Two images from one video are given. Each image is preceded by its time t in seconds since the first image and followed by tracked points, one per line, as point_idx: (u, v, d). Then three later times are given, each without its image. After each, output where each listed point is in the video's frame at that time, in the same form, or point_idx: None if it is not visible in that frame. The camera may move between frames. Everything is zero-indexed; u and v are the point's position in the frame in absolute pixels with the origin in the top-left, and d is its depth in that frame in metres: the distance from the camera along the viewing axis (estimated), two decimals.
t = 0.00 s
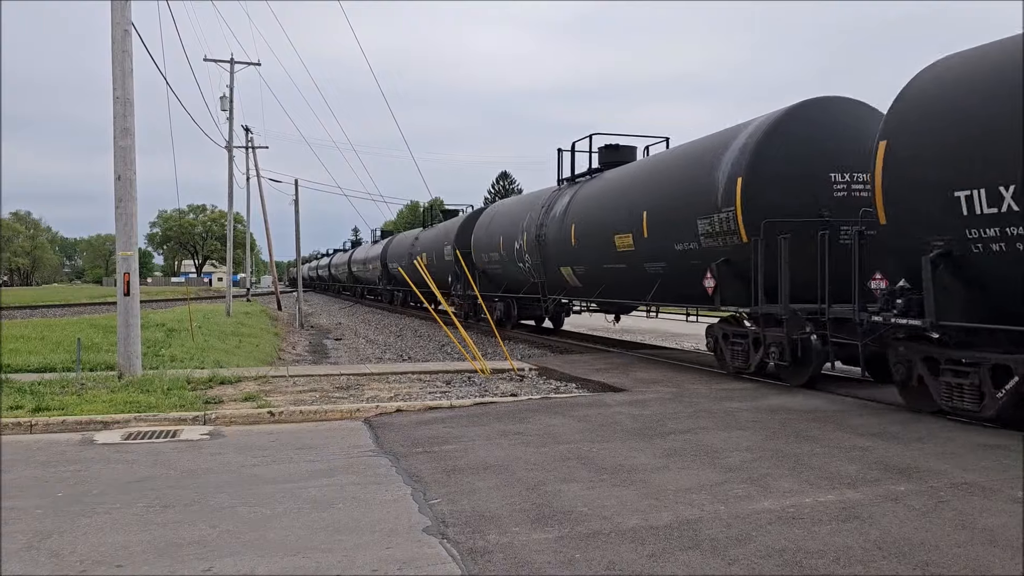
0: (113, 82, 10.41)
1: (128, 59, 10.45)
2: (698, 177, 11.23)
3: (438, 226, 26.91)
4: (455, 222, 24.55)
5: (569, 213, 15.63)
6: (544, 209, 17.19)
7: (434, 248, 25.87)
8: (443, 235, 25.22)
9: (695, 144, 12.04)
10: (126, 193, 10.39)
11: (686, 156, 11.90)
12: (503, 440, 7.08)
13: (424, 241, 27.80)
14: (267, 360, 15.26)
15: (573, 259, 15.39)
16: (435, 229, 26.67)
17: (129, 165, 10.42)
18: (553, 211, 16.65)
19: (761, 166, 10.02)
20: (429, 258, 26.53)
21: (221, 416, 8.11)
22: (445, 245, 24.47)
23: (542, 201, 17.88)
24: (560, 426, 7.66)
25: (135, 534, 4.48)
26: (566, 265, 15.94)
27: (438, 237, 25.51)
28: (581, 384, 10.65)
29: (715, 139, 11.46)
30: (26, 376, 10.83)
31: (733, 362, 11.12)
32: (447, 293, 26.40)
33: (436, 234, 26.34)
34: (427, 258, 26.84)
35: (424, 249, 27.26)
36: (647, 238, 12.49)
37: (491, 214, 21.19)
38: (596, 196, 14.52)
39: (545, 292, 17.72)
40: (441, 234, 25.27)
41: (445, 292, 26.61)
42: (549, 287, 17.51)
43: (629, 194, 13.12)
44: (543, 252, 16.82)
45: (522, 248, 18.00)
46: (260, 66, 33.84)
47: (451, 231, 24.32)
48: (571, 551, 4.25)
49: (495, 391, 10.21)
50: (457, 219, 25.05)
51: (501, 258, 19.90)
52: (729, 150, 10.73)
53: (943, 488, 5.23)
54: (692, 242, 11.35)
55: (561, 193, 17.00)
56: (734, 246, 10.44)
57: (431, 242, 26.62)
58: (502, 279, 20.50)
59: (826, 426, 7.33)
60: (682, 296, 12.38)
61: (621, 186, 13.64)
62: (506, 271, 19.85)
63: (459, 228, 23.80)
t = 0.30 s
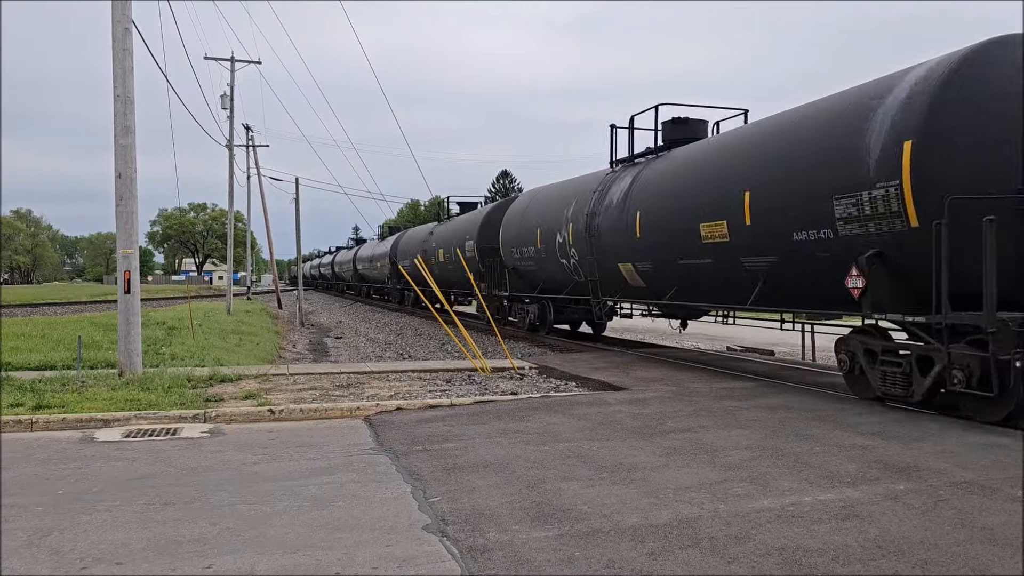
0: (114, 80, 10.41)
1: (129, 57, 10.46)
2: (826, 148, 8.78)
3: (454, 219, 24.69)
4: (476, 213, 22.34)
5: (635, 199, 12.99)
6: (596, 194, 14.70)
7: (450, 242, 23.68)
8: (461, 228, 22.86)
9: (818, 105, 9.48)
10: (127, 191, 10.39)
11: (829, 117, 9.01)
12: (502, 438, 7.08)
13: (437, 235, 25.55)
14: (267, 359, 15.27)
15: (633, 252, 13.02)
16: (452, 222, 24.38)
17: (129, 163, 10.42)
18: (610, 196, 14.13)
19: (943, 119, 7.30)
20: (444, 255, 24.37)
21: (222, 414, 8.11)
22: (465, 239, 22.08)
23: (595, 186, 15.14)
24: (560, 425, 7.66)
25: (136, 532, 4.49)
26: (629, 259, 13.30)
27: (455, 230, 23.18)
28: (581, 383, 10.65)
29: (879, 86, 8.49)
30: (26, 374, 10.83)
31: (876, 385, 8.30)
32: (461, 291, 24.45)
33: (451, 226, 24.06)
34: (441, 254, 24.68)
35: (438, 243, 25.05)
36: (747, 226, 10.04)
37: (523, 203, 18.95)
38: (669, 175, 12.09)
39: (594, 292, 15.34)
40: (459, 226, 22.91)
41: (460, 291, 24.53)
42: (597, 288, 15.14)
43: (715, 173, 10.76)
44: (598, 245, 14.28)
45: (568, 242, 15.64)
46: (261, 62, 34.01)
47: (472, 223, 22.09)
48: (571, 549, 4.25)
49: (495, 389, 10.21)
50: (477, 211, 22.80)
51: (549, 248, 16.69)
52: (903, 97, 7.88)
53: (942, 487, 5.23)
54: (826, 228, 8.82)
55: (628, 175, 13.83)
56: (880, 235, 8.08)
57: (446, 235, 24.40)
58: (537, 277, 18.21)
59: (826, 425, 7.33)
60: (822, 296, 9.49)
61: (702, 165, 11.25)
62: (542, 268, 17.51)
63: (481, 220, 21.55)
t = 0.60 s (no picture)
0: (115, 78, 10.40)
1: (130, 55, 10.46)
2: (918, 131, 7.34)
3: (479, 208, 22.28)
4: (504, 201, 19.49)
5: (726, 178, 10.42)
6: (669, 174, 12.06)
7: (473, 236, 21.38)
8: (488, 219, 20.41)
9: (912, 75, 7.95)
10: (128, 189, 10.39)
11: (904, 94, 7.75)
12: (504, 437, 7.08)
13: (458, 227, 23.15)
14: (268, 357, 15.28)
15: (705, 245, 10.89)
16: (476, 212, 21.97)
17: (130, 161, 10.42)
18: (687, 176, 11.49)
19: (999, 115, 6.50)
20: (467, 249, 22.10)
21: (223, 412, 8.11)
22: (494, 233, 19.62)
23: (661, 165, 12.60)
24: (561, 423, 7.66)
25: (137, 530, 4.49)
26: (683, 255, 11.50)
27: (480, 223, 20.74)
28: (582, 381, 10.64)
29: (982, 54, 7.04)
30: (27, 372, 10.83)
31: None
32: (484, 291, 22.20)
33: (476, 217, 21.63)
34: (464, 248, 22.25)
35: (459, 237, 22.71)
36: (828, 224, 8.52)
37: (568, 187, 16.29)
38: (737, 159, 10.30)
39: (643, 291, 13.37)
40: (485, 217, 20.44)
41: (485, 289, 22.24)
42: (666, 288, 12.50)
43: (812, 148, 8.82)
44: (666, 236, 11.87)
45: (631, 233, 12.93)
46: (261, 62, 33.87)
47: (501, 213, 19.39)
48: (572, 547, 4.25)
49: (496, 387, 10.20)
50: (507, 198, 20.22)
51: (605, 240, 13.98)
52: (947, 85, 7.19)
53: (943, 485, 5.23)
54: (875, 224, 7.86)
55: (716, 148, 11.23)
56: (941, 235, 7.12)
57: (470, 228, 22.04)
58: (585, 274, 15.67)
59: (828, 423, 7.32)
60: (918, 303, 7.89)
61: (798, 137, 9.23)
62: (592, 264, 14.92)
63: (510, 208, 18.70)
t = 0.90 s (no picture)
0: (118, 76, 10.41)
1: (132, 53, 10.46)
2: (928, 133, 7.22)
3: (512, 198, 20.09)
4: (545, 188, 17.26)
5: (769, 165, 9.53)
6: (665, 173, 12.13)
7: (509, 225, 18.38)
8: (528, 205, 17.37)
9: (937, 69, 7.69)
10: (131, 187, 10.40)
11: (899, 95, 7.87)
12: (507, 434, 7.07)
13: (489, 219, 20.70)
14: (271, 355, 15.29)
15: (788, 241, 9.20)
16: (509, 202, 19.80)
17: (133, 159, 10.43)
18: (814, 146, 8.80)
19: (999, 115, 6.54)
20: (499, 241, 19.19)
21: (226, 409, 8.13)
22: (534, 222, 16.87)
23: (762, 138, 9.94)
24: (564, 420, 7.66)
25: (141, 527, 4.50)
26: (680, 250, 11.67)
27: (515, 214, 18.57)
28: (585, 379, 10.63)
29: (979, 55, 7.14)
30: (31, 370, 10.86)
31: None
32: (513, 291, 20.01)
33: (509, 207, 19.42)
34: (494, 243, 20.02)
35: (489, 230, 20.51)
36: (852, 213, 8.19)
37: (628, 168, 13.64)
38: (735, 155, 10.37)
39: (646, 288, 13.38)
40: (521, 207, 18.26)
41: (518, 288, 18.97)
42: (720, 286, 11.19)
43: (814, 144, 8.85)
44: (779, 226, 9.30)
45: (726, 220, 10.26)
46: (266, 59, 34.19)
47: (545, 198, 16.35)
48: (575, 544, 4.25)
49: (499, 385, 10.20)
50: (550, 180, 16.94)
51: (686, 231, 11.31)
52: (942, 87, 7.30)
53: (946, 482, 5.21)
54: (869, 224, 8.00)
55: (853, 106, 8.58)
56: (931, 235, 7.27)
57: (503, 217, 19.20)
58: (659, 269, 12.58)
59: (831, 420, 7.31)
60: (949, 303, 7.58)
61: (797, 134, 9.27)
62: (663, 258, 12.24)
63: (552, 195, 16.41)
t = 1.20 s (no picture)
0: (124, 74, 10.44)
1: (139, 50, 10.48)
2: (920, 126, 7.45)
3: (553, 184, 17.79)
4: (598, 171, 14.97)
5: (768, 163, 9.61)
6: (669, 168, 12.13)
7: (557, 217, 16.34)
8: (580, 193, 15.29)
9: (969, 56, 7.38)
10: (138, 184, 10.43)
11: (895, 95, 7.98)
12: (513, 432, 7.07)
13: (527, 209, 18.38)
14: (277, 352, 15.33)
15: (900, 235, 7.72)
16: (551, 188, 17.45)
17: (140, 156, 10.46)
18: (876, 131, 7.99)
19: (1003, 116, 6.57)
20: (543, 234, 17.10)
21: (232, 407, 8.15)
22: (588, 213, 14.73)
23: (938, 92, 7.39)
24: (570, 418, 7.65)
25: (149, 523, 4.52)
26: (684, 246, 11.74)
27: (560, 202, 16.22)
28: (591, 376, 10.62)
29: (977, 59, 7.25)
30: (39, 367, 10.92)
31: None
32: (555, 291, 17.78)
33: (551, 195, 17.16)
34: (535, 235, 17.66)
35: (526, 221, 18.16)
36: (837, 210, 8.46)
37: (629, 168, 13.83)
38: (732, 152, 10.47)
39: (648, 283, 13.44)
40: (568, 194, 15.95)
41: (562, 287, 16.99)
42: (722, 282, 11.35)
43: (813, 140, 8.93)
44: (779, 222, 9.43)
45: (887, 200, 7.76)
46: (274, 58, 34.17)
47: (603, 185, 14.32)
48: (581, 542, 4.24)
49: (505, 382, 10.19)
50: (607, 166, 14.96)
51: (820, 221, 8.73)
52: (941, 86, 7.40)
53: (954, 480, 5.18)
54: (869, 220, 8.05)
55: (1010, 59, 6.78)
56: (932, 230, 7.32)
57: (547, 207, 17.09)
58: (765, 267, 10.03)
59: (837, 418, 7.29)
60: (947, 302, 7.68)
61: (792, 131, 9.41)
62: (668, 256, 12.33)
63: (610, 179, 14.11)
